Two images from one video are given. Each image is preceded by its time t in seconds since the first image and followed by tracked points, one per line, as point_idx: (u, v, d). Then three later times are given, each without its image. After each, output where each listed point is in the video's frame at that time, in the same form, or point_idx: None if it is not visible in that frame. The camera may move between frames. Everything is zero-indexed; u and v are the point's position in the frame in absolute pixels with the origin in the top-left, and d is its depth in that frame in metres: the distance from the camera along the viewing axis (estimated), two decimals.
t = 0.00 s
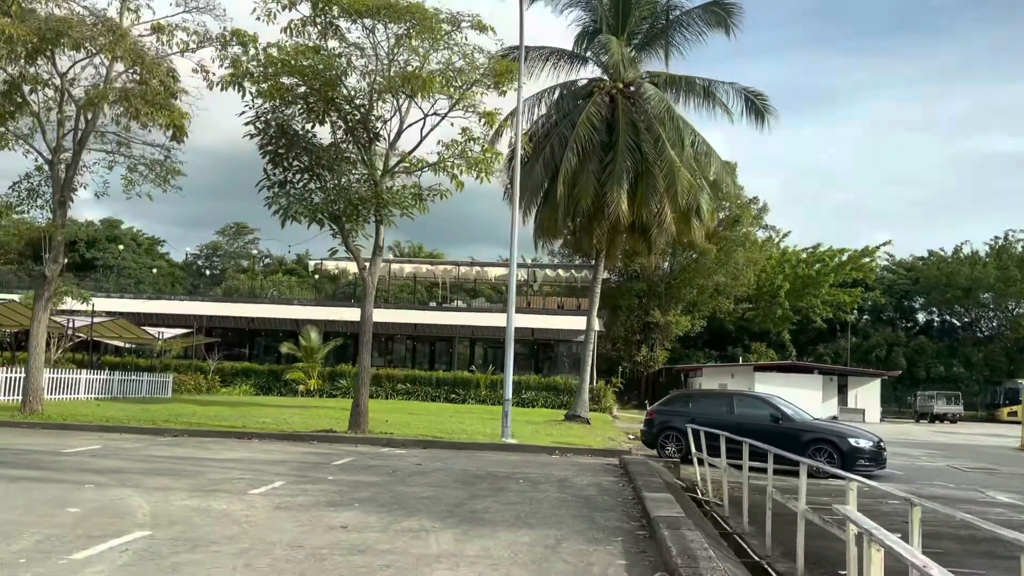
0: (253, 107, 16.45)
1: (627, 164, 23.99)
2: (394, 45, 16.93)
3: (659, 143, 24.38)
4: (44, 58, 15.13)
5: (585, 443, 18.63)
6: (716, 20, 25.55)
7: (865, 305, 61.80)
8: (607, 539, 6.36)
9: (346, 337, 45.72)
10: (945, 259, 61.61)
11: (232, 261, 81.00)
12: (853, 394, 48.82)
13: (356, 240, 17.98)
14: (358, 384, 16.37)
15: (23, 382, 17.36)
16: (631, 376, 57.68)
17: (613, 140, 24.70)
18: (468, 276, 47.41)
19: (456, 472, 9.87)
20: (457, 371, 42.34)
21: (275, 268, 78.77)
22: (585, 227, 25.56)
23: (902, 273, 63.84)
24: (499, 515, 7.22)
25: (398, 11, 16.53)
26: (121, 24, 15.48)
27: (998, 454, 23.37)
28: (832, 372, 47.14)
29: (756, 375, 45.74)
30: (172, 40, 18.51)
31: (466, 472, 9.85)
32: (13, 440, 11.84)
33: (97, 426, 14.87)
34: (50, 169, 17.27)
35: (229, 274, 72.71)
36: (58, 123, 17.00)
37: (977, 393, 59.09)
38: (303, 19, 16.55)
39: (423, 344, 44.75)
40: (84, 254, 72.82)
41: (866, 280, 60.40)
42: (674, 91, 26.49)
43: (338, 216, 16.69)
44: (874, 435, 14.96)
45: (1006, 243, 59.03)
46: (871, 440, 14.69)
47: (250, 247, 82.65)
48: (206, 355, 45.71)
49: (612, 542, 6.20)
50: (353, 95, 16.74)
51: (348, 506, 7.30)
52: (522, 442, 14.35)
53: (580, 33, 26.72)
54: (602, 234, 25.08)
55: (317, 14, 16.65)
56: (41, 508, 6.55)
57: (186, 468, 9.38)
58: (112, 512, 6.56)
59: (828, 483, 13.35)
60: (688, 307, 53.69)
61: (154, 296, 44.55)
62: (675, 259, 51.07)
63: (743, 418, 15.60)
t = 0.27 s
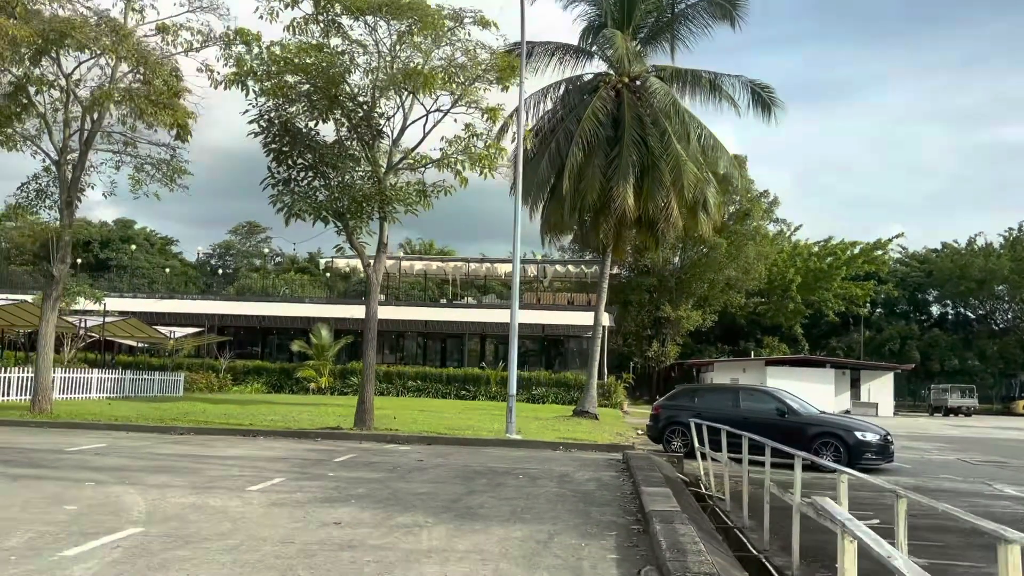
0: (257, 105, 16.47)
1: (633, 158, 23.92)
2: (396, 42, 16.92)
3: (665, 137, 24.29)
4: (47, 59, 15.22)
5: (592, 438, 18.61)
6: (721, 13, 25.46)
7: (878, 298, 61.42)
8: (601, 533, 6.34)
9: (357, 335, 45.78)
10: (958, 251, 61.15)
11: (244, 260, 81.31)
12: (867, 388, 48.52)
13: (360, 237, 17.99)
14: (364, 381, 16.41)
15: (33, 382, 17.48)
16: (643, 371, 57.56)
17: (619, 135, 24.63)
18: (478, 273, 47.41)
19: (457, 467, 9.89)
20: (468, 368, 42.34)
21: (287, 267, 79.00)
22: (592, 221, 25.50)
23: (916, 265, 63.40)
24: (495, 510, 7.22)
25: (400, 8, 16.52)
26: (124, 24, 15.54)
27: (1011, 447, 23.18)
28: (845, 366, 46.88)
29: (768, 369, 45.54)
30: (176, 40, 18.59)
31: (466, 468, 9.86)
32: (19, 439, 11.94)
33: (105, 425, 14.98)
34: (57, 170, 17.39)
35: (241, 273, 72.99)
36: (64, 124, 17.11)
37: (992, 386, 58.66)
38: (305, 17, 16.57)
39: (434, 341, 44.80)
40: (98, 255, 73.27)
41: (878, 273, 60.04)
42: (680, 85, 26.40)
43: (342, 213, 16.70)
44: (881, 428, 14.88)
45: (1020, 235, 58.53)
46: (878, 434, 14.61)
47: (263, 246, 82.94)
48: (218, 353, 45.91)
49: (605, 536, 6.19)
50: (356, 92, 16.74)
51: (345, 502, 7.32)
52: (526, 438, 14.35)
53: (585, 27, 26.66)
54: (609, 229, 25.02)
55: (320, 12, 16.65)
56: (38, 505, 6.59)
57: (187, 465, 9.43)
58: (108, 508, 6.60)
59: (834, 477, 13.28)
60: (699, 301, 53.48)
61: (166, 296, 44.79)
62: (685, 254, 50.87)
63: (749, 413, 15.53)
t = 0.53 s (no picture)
0: (262, 109, 16.52)
1: (641, 156, 23.85)
2: (400, 43, 16.93)
3: (673, 134, 24.20)
4: (54, 65, 15.35)
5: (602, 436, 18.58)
6: (728, 8, 25.36)
7: (894, 293, 60.95)
8: (596, 531, 6.32)
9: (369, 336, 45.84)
10: (975, 245, 60.59)
11: (259, 263, 81.68)
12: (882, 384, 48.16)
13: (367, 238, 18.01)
14: (371, 382, 16.44)
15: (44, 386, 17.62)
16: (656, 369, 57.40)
17: (626, 133, 24.57)
18: (491, 272, 47.41)
19: (459, 467, 9.89)
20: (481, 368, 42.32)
21: (301, 269, 79.26)
22: (600, 219, 25.46)
23: (932, 260, 62.88)
24: (494, 509, 7.22)
25: (403, 9, 16.54)
26: (129, 29, 15.64)
27: None
28: (860, 362, 46.56)
29: (782, 366, 45.29)
30: (183, 45, 18.68)
31: (469, 468, 9.87)
32: (29, 443, 12.06)
33: (115, 428, 15.10)
34: (67, 176, 17.53)
35: (256, 275, 73.33)
36: (72, 130, 17.23)
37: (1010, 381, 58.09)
38: (309, 19, 16.59)
39: (446, 341, 44.82)
40: (114, 259, 73.82)
41: (894, 268, 59.60)
42: (687, 81, 26.31)
43: (347, 214, 16.71)
44: (891, 424, 14.78)
45: None
46: (888, 430, 14.49)
47: (277, 248, 83.28)
48: (232, 356, 46.14)
49: (601, 534, 6.15)
50: (361, 93, 16.76)
51: (344, 503, 7.34)
52: (533, 437, 14.32)
53: (592, 25, 26.62)
54: (617, 227, 24.95)
55: (323, 14, 16.66)
56: (38, 508, 6.64)
57: (192, 467, 9.49)
58: (108, 511, 6.65)
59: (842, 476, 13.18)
60: (713, 299, 53.23)
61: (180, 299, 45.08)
62: (698, 251, 50.58)
63: (758, 409, 15.45)
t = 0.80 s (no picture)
0: (268, 114, 16.58)
1: (648, 155, 23.79)
2: (403, 46, 16.94)
3: (681, 132, 24.12)
4: (61, 75, 15.49)
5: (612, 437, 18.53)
6: (734, 5, 25.26)
7: (910, 289, 60.45)
8: (593, 532, 6.30)
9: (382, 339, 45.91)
10: (992, 239, 60.02)
11: (273, 267, 82.11)
12: (899, 381, 47.77)
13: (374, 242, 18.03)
14: (379, 385, 16.48)
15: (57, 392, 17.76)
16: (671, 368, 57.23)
17: (633, 132, 24.52)
18: (503, 274, 47.42)
19: (463, 469, 9.89)
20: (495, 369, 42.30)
21: (315, 272, 79.56)
22: (609, 219, 25.41)
23: (948, 255, 62.35)
24: (493, 511, 7.21)
25: (406, 12, 16.56)
26: (135, 38, 15.78)
27: None
28: (875, 359, 46.21)
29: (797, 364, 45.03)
30: (190, 52, 18.79)
31: (473, 470, 9.87)
32: (38, 449, 12.16)
33: (125, 433, 15.20)
34: (76, 184, 17.68)
35: (271, 280, 73.70)
36: (81, 139, 17.38)
37: None
38: (313, 24, 16.64)
39: (460, 343, 44.85)
40: (130, 266, 74.39)
41: (909, 264, 59.13)
42: (694, 80, 26.23)
43: (354, 217, 16.73)
44: (902, 422, 14.67)
45: None
46: (899, 427, 14.38)
47: (291, 253, 83.65)
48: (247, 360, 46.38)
49: (599, 535, 6.14)
50: (365, 97, 16.78)
51: (344, 506, 7.36)
52: (541, 438, 14.31)
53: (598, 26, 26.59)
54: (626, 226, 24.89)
55: (327, 19, 16.69)
56: (39, 515, 6.69)
57: (197, 472, 9.55)
58: (109, 517, 6.70)
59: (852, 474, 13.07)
60: (726, 297, 52.99)
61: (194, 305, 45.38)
62: (710, 250, 50.35)
63: (767, 408, 15.37)
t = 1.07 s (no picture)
0: (273, 121, 16.64)
1: (655, 155, 23.74)
2: (407, 50, 16.96)
3: (688, 132, 24.04)
4: (68, 85, 15.64)
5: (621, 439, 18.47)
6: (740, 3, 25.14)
7: (926, 286, 59.97)
8: (590, 536, 6.27)
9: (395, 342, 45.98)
10: (1008, 235, 59.47)
11: (287, 273, 82.51)
12: (915, 378, 47.38)
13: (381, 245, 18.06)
14: (387, 389, 16.50)
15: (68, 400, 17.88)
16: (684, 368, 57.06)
17: (640, 132, 24.46)
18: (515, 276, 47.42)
19: (467, 473, 9.90)
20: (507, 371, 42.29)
21: (328, 277, 79.82)
22: (618, 219, 25.36)
23: (964, 251, 61.83)
24: (492, 515, 7.21)
25: (408, 17, 16.59)
26: (141, 48, 15.91)
27: None
28: (891, 357, 45.86)
29: (811, 362, 44.76)
30: (196, 60, 18.92)
31: (477, 473, 9.87)
32: (48, 457, 12.25)
33: (136, 440, 15.32)
34: (86, 193, 17.85)
35: (285, 285, 74.00)
36: (90, 148, 17.53)
37: None
38: (317, 30, 16.69)
39: (472, 346, 44.87)
40: (145, 273, 74.94)
41: (925, 261, 58.66)
42: (701, 79, 26.14)
43: (360, 222, 16.77)
44: (912, 420, 14.56)
45: None
46: (910, 426, 14.27)
47: (304, 258, 84.00)
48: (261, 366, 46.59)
49: (595, 538, 6.13)
50: (370, 102, 16.80)
51: (344, 511, 7.38)
52: (548, 440, 14.28)
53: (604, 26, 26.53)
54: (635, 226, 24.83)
55: (330, 25, 16.70)
56: (40, 523, 6.75)
57: (202, 478, 9.60)
58: (109, 524, 6.73)
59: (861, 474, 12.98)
60: (739, 296, 52.70)
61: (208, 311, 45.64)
62: (723, 249, 50.06)
63: (775, 407, 15.27)
